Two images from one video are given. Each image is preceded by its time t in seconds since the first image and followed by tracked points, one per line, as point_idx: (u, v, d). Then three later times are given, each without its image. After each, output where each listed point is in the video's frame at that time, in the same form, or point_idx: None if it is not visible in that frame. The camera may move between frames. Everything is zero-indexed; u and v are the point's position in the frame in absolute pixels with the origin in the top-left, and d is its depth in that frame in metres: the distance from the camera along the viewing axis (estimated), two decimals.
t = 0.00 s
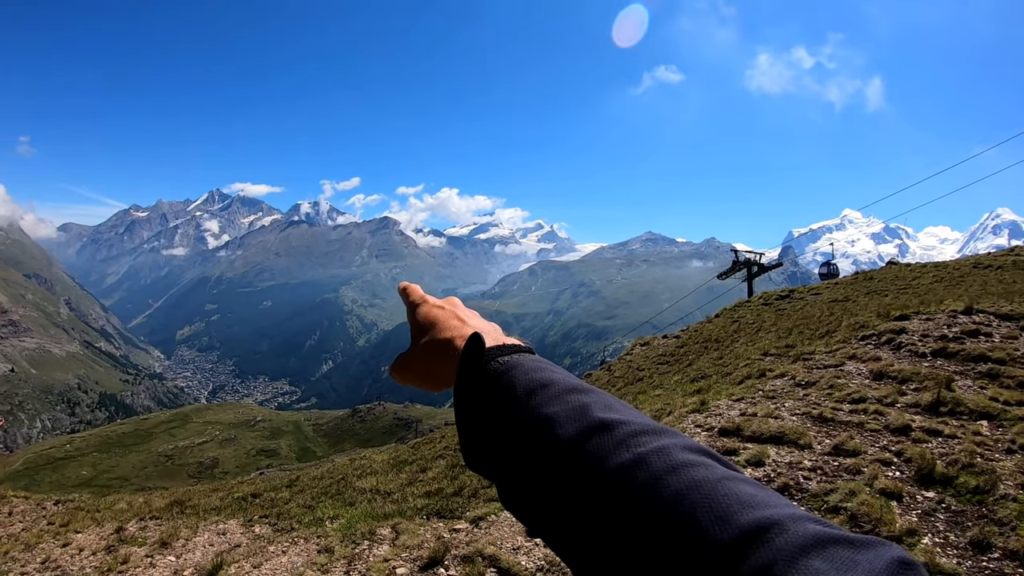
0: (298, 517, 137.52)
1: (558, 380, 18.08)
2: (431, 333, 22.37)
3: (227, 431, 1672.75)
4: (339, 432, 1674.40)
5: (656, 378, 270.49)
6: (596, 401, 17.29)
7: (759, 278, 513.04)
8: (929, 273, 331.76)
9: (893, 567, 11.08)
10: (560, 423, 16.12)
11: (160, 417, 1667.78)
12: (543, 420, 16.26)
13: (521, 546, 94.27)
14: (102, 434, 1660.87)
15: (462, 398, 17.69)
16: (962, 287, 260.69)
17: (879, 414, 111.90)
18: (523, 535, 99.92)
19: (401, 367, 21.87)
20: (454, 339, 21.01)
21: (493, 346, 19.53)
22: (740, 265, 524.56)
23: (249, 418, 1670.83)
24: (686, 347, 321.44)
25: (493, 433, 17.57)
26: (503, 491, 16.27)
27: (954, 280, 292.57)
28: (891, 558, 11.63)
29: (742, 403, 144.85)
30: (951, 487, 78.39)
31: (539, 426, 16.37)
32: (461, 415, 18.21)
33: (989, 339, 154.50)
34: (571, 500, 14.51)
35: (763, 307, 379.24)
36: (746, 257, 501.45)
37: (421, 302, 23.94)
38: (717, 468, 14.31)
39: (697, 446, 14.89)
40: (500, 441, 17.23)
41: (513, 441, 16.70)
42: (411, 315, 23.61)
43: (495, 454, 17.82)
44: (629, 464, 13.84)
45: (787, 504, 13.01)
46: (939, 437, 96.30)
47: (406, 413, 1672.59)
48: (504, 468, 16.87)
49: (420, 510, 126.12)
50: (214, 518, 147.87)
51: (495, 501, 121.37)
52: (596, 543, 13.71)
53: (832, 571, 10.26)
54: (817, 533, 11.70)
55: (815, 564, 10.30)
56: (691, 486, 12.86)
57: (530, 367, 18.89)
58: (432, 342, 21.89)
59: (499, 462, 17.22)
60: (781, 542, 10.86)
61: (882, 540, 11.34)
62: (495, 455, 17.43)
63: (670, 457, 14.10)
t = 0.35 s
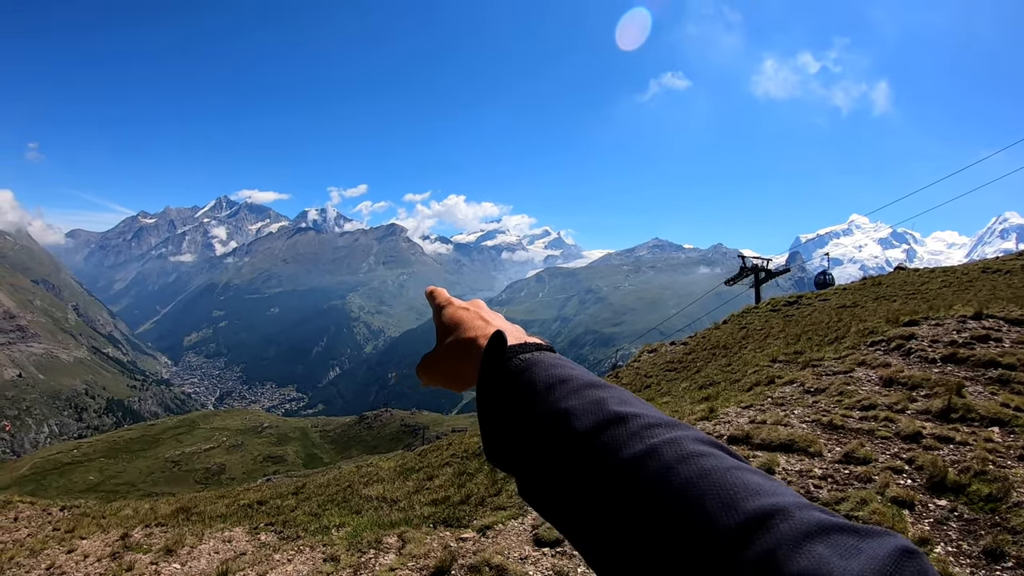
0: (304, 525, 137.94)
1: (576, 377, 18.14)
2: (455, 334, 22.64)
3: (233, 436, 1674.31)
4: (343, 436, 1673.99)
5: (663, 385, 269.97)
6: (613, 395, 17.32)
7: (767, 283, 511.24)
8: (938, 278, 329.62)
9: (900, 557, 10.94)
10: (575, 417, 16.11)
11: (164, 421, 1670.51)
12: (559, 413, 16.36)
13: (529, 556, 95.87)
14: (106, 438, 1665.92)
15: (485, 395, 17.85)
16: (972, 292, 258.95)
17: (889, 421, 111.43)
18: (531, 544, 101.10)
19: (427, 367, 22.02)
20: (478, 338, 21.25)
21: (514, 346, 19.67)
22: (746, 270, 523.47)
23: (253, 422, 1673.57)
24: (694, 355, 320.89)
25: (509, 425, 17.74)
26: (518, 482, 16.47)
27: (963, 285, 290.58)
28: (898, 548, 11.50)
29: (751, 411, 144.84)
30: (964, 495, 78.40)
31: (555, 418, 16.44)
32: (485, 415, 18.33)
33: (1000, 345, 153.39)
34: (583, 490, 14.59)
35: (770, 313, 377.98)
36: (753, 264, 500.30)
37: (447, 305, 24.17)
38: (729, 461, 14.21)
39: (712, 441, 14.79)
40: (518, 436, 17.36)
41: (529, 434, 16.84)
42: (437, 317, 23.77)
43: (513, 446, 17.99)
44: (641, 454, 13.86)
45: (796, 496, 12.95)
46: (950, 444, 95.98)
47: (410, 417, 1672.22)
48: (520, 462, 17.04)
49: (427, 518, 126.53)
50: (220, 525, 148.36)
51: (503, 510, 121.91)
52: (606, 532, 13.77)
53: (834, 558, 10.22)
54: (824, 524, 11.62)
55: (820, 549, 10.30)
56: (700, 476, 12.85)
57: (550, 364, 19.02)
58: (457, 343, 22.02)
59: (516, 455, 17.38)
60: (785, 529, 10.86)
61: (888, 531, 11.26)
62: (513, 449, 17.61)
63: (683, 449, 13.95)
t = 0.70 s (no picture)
0: (305, 530, 137.85)
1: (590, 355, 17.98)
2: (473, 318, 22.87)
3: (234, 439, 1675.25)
4: (344, 438, 1675.02)
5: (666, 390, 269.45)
6: (627, 374, 17.17)
7: (769, 288, 510.28)
8: (942, 282, 328.96)
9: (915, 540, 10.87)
10: (588, 397, 16.02)
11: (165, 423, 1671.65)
12: (571, 391, 16.29)
13: (534, 563, 96.48)
14: (108, 440, 1666.97)
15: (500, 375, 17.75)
16: (976, 296, 258.32)
17: (895, 426, 111.11)
18: (534, 551, 101.48)
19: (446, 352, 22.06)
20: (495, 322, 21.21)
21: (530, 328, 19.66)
22: (748, 275, 522.61)
23: (255, 424, 1674.64)
24: (697, 360, 320.48)
25: (521, 404, 17.67)
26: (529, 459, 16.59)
27: (967, 289, 289.85)
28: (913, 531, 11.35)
29: (756, 416, 144.66)
30: (971, 501, 78.85)
31: (566, 398, 16.33)
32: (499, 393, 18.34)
33: (1005, 349, 152.89)
34: (594, 468, 14.68)
35: (773, 318, 377.33)
36: (756, 268, 499.50)
37: (466, 291, 24.31)
38: (743, 441, 14.13)
39: (727, 420, 14.63)
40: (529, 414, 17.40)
41: (540, 412, 16.83)
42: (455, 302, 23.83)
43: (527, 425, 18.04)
44: (653, 435, 13.81)
45: (810, 477, 12.88)
46: (956, 450, 95.70)
47: (412, 420, 1672.64)
48: (531, 440, 17.11)
49: (429, 524, 126.47)
50: (222, 530, 148.23)
51: (507, 516, 121.99)
52: (616, 511, 13.94)
53: (847, 544, 10.28)
54: (839, 506, 11.61)
55: (832, 536, 10.36)
56: (713, 456, 12.79)
57: (565, 344, 18.89)
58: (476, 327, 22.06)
59: (528, 432, 17.47)
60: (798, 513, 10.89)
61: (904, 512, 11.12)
62: (523, 426, 17.62)
63: (697, 430, 13.86)
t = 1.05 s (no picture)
0: (304, 537, 137.42)
1: (593, 342, 17.84)
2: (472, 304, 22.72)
3: (233, 443, 1671.57)
4: (344, 442, 1671.73)
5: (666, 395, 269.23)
6: (628, 359, 17.16)
7: (768, 293, 510.72)
8: (941, 287, 329.66)
9: (923, 532, 11.33)
10: (590, 383, 15.89)
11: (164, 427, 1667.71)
12: (573, 378, 16.12)
13: (535, 571, 96.71)
14: (106, 443, 1662.97)
15: (502, 361, 17.43)
16: (975, 302, 258.66)
17: (896, 432, 111.21)
18: (534, 559, 101.41)
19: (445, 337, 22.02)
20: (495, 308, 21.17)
21: (530, 313, 19.39)
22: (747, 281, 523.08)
23: (253, 428, 1671.83)
24: (697, 366, 320.78)
25: (521, 390, 17.44)
26: (529, 445, 16.35)
27: (967, 294, 290.40)
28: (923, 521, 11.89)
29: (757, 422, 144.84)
30: (974, 507, 79.23)
31: (568, 382, 16.19)
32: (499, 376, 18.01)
33: (1006, 354, 153.03)
34: (595, 454, 14.55)
35: (773, 323, 377.55)
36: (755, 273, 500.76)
37: (465, 276, 24.27)
38: (745, 427, 14.28)
39: (728, 407, 14.73)
40: (527, 399, 17.15)
41: (541, 397, 16.65)
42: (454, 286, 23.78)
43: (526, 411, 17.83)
44: (657, 420, 13.77)
45: (814, 464, 13.10)
46: (958, 455, 95.72)
47: (412, 425, 1671.62)
48: (532, 426, 16.87)
49: (429, 531, 126.21)
50: (220, 537, 147.63)
51: (508, 523, 121.85)
52: (602, 479, 14.29)
53: (855, 533, 10.52)
54: (847, 495, 11.83)
55: (836, 522, 10.60)
56: (717, 442, 12.81)
57: (567, 330, 18.72)
58: (475, 312, 22.07)
59: (525, 416, 17.29)
60: (805, 500, 11.07)
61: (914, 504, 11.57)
62: (521, 411, 17.36)
63: (699, 416, 13.85)
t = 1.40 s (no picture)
0: (307, 542, 137.37)
1: (588, 350, 17.76)
2: (474, 314, 22.64)
3: (235, 446, 1671.85)
4: (346, 445, 1670.98)
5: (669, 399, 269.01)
6: (623, 367, 17.04)
7: (771, 297, 510.54)
8: (944, 290, 329.30)
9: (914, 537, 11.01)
10: (585, 391, 15.83)
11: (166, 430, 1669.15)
12: (568, 385, 16.05)
13: None
14: (108, 446, 1664.17)
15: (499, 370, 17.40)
16: (979, 304, 258.26)
17: (901, 436, 110.99)
18: (539, 564, 101.25)
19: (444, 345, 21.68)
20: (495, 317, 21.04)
21: (527, 322, 19.39)
22: (750, 285, 522.96)
23: (255, 431, 1672.29)
24: (700, 370, 320.53)
25: (518, 399, 17.40)
26: (526, 454, 16.24)
27: (970, 297, 290.01)
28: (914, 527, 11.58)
29: (761, 426, 144.70)
30: (980, 511, 79.13)
31: (563, 390, 16.12)
32: (497, 385, 17.99)
33: (1010, 357, 152.72)
34: (591, 463, 14.44)
35: (776, 327, 377.04)
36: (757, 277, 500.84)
37: (465, 287, 24.19)
38: (740, 436, 14.16)
39: (723, 415, 14.61)
40: (525, 408, 17.08)
41: (537, 405, 16.56)
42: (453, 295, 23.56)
43: (524, 419, 17.71)
44: (650, 427, 13.69)
45: (806, 471, 12.90)
46: (964, 459, 95.49)
47: (414, 428, 1671.65)
48: (529, 435, 16.78)
49: (433, 536, 126.10)
50: (223, 541, 147.65)
51: (512, 528, 121.72)
52: (598, 488, 14.16)
53: (846, 536, 10.25)
54: (838, 500, 11.61)
55: (830, 525, 10.44)
56: (709, 449, 12.72)
57: (564, 339, 18.68)
58: (475, 321, 21.91)
59: (523, 426, 17.19)
60: (795, 504, 10.85)
61: (904, 508, 11.26)
62: (518, 420, 17.25)
63: (694, 423, 13.74)
